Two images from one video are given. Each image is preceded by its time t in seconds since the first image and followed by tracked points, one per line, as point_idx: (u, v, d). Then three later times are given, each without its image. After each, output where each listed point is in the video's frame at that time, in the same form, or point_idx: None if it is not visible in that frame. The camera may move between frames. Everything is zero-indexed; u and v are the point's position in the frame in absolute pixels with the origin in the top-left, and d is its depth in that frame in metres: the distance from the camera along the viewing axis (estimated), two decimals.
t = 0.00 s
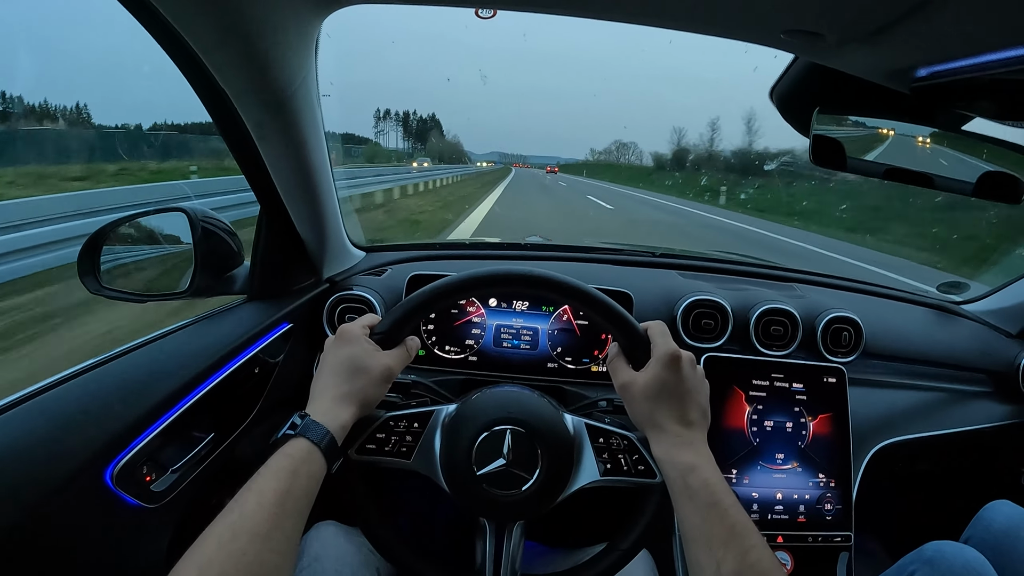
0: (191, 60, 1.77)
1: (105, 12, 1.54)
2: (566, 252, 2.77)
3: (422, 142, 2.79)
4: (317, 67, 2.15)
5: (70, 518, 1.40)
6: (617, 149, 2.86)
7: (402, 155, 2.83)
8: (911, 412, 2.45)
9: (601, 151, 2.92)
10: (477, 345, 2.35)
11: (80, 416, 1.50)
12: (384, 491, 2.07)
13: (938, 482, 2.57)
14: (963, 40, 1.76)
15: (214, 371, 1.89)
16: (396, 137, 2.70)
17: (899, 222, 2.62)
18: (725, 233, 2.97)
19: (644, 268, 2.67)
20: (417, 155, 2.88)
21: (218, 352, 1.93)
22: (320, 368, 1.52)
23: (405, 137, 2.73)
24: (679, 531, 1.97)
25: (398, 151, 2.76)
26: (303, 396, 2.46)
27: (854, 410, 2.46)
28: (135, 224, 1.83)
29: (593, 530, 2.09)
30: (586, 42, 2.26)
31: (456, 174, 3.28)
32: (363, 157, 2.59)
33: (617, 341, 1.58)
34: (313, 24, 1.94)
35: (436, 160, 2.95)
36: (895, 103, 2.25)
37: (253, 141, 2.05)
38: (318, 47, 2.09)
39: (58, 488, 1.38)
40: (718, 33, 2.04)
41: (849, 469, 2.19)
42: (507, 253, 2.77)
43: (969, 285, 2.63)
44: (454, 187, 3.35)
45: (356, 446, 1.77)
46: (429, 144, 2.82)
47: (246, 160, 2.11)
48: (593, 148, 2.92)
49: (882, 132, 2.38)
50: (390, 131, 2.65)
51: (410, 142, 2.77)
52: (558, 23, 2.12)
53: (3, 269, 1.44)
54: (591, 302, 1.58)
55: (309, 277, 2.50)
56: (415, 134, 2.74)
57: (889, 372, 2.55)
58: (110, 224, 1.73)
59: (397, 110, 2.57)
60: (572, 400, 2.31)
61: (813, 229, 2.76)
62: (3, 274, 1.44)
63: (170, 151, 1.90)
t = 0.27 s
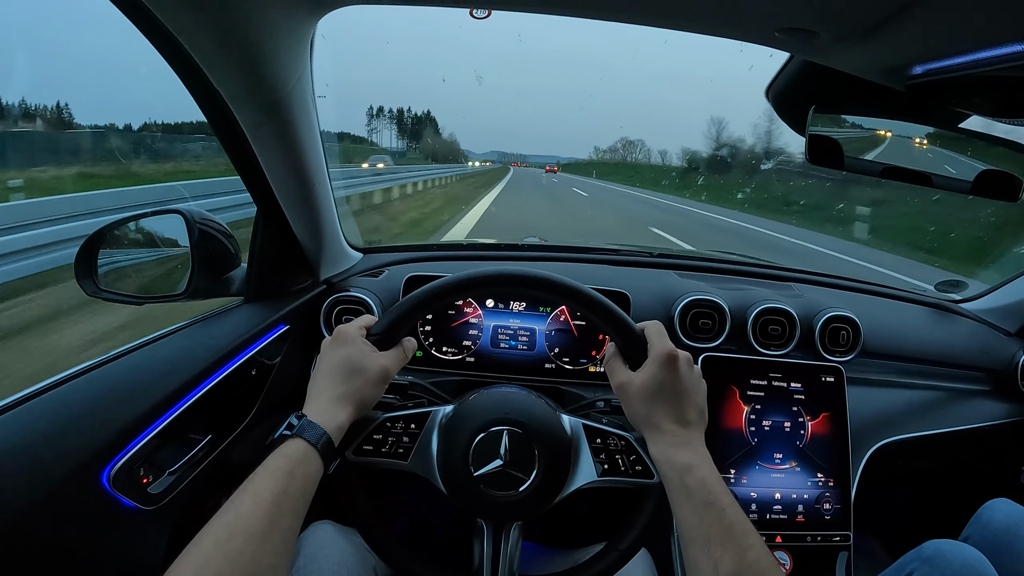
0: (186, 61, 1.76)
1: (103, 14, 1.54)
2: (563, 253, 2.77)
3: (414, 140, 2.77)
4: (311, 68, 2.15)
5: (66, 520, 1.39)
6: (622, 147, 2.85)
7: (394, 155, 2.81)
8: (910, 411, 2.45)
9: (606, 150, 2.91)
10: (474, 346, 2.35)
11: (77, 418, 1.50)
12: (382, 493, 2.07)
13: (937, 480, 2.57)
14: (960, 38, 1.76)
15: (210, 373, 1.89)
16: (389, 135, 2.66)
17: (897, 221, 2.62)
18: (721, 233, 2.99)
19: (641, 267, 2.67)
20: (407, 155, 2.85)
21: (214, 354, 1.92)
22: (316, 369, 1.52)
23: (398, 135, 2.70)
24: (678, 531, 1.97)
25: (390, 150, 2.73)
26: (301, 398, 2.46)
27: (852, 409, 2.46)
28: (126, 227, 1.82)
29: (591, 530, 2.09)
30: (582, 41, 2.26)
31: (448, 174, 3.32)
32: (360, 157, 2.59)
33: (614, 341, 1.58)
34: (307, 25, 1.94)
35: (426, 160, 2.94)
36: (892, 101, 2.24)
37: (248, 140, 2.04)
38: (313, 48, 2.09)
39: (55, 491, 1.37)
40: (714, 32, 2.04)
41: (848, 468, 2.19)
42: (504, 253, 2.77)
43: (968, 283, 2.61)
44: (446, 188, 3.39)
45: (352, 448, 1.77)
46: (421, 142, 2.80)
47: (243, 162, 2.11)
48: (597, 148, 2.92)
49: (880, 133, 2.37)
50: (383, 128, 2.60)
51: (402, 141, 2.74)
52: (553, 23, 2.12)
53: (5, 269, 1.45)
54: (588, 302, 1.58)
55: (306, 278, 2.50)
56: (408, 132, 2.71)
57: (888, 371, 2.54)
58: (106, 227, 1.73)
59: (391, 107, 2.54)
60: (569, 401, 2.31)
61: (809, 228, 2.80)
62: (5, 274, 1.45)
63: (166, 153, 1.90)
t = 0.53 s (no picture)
0: (185, 54, 1.75)
1: (100, 7, 1.53)
2: (563, 248, 2.76)
3: (406, 137, 2.75)
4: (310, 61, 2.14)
5: (63, 516, 1.38)
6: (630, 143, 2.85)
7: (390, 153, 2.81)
8: (911, 407, 2.45)
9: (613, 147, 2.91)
10: (474, 341, 2.34)
11: (75, 414, 1.49)
12: (382, 489, 2.06)
13: (937, 476, 2.57)
14: (963, 30, 1.75)
15: (209, 369, 1.88)
16: (381, 133, 2.63)
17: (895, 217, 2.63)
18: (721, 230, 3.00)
19: (640, 263, 2.66)
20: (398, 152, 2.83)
21: (212, 350, 1.91)
22: (315, 364, 1.51)
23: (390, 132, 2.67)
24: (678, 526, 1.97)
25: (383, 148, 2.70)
26: (300, 394, 2.45)
27: (853, 404, 2.45)
28: (127, 222, 1.81)
29: (592, 526, 2.08)
30: (583, 34, 2.25)
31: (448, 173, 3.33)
32: (359, 154, 2.59)
33: (616, 336, 1.57)
34: (306, 17, 1.93)
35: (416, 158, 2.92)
36: (893, 96, 2.24)
37: (247, 134, 2.03)
38: (312, 41, 2.08)
39: (52, 487, 1.36)
40: (715, 25, 2.03)
41: (848, 464, 2.18)
42: (503, 249, 2.76)
43: (966, 281, 2.63)
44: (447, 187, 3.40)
45: (352, 443, 1.76)
46: (412, 138, 2.79)
47: (241, 158, 2.10)
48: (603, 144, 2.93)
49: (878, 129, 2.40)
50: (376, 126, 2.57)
51: (395, 138, 2.71)
52: (554, 16, 2.11)
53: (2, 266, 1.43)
54: (589, 297, 1.56)
55: (305, 274, 2.49)
56: (399, 128, 2.69)
57: (888, 367, 2.54)
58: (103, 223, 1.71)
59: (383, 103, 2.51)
60: (570, 396, 2.31)
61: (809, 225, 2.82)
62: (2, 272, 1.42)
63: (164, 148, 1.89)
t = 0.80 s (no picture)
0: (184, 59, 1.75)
1: (98, 11, 1.53)
2: (561, 251, 2.77)
3: (398, 136, 2.72)
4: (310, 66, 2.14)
5: (62, 521, 1.38)
6: (639, 142, 2.78)
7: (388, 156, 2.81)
8: (909, 409, 2.45)
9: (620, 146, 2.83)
10: (473, 345, 2.35)
11: (74, 419, 1.49)
12: (381, 492, 2.06)
13: (935, 478, 2.58)
14: (961, 34, 1.76)
15: (208, 372, 1.88)
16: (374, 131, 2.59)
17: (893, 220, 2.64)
18: (719, 233, 3.01)
19: (639, 266, 2.66)
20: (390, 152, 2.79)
21: (212, 354, 1.91)
22: (315, 368, 1.51)
23: (383, 131, 2.63)
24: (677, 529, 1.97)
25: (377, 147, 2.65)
26: (299, 397, 2.45)
27: (851, 407, 2.46)
28: (125, 225, 1.81)
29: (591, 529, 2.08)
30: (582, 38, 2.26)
31: (443, 173, 3.33)
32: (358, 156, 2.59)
33: (615, 341, 1.58)
34: (306, 21, 1.93)
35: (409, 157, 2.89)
36: (891, 99, 2.24)
37: (246, 138, 2.03)
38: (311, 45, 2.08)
39: (52, 492, 1.36)
40: (714, 28, 2.03)
41: (847, 466, 2.19)
42: (502, 252, 2.77)
43: (965, 282, 2.62)
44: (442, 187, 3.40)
45: (351, 447, 1.77)
46: (405, 137, 2.76)
47: (239, 161, 2.10)
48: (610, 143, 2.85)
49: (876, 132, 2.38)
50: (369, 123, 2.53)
51: (388, 137, 2.67)
52: (553, 19, 2.12)
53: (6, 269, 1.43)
54: (588, 302, 1.57)
55: (303, 277, 2.49)
56: (392, 127, 2.66)
57: (887, 369, 2.54)
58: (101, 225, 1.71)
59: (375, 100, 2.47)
60: (568, 399, 2.31)
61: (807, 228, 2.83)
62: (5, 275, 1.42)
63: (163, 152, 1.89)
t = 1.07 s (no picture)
0: (186, 59, 1.76)
1: (101, 12, 1.54)
2: (561, 251, 2.78)
3: (394, 137, 2.69)
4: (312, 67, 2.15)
5: (66, 519, 1.39)
6: (650, 141, 2.75)
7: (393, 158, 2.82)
8: (907, 409, 2.47)
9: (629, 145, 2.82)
10: (473, 344, 2.35)
11: (77, 417, 1.50)
12: (383, 491, 2.07)
13: (933, 478, 2.59)
14: (958, 37, 1.77)
15: (210, 371, 1.89)
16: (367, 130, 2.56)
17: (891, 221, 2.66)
18: (718, 233, 3.03)
19: (638, 266, 2.67)
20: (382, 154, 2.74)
21: (214, 353, 1.92)
22: (317, 367, 1.52)
23: (376, 130, 2.60)
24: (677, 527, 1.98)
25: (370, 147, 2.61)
26: (300, 396, 2.46)
27: (850, 406, 2.47)
28: (127, 225, 1.82)
29: (591, 528, 2.09)
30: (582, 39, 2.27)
31: (450, 173, 3.32)
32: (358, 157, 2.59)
33: (617, 341, 1.59)
34: (308, 23, 1.94)
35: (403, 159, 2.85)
36: (890, 101, 2.26)
37: (248, 139, 2.04)
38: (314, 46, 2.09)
39: (56, 490, 1.37)
40: (713, 30, 2.04)
41: (845, 466, 2.20)
42: (502, 252, 2.78)
43: (963, 282, 2.64)
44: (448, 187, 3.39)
45: (353, 446, 1.78)
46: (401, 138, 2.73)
47: (241, 161, 2.11)
48: (619, 143, 2.85)
49: (875, 131, 2.38)
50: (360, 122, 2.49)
51: (380, 136, 2.64)
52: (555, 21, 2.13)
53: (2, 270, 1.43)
54: (590, 302, 1.58)
55: (304, 277, 2.50)
56: (387, 126, 2.64)
57: (885, 369, 2.56)
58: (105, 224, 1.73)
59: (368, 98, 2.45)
60: (568, 399, 2.32)
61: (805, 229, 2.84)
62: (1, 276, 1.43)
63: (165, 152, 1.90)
